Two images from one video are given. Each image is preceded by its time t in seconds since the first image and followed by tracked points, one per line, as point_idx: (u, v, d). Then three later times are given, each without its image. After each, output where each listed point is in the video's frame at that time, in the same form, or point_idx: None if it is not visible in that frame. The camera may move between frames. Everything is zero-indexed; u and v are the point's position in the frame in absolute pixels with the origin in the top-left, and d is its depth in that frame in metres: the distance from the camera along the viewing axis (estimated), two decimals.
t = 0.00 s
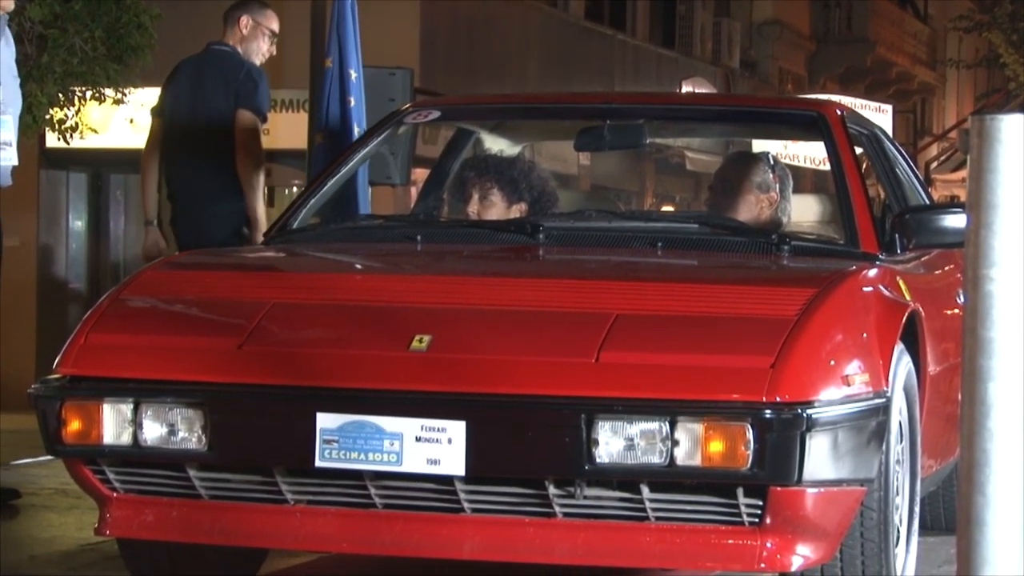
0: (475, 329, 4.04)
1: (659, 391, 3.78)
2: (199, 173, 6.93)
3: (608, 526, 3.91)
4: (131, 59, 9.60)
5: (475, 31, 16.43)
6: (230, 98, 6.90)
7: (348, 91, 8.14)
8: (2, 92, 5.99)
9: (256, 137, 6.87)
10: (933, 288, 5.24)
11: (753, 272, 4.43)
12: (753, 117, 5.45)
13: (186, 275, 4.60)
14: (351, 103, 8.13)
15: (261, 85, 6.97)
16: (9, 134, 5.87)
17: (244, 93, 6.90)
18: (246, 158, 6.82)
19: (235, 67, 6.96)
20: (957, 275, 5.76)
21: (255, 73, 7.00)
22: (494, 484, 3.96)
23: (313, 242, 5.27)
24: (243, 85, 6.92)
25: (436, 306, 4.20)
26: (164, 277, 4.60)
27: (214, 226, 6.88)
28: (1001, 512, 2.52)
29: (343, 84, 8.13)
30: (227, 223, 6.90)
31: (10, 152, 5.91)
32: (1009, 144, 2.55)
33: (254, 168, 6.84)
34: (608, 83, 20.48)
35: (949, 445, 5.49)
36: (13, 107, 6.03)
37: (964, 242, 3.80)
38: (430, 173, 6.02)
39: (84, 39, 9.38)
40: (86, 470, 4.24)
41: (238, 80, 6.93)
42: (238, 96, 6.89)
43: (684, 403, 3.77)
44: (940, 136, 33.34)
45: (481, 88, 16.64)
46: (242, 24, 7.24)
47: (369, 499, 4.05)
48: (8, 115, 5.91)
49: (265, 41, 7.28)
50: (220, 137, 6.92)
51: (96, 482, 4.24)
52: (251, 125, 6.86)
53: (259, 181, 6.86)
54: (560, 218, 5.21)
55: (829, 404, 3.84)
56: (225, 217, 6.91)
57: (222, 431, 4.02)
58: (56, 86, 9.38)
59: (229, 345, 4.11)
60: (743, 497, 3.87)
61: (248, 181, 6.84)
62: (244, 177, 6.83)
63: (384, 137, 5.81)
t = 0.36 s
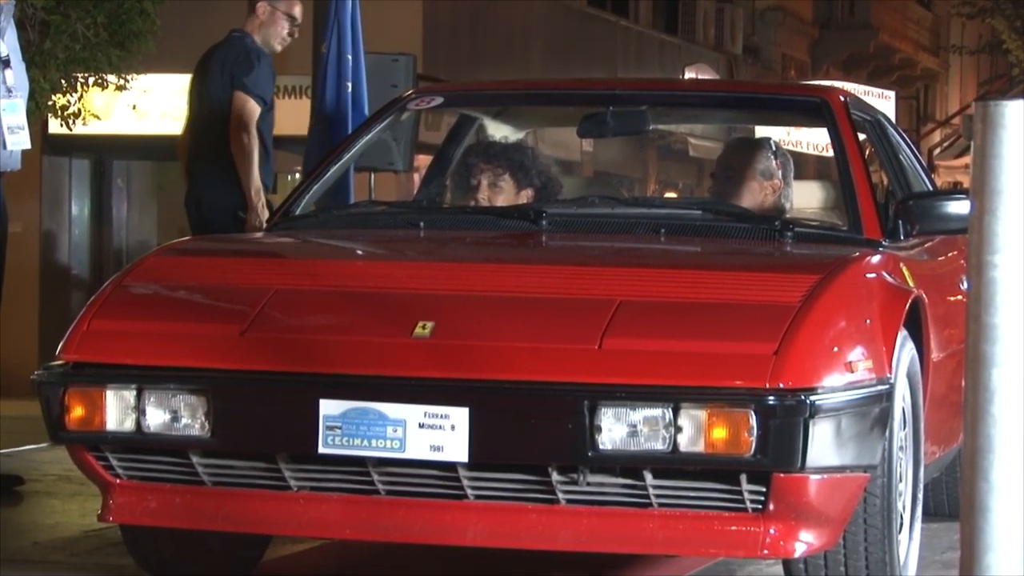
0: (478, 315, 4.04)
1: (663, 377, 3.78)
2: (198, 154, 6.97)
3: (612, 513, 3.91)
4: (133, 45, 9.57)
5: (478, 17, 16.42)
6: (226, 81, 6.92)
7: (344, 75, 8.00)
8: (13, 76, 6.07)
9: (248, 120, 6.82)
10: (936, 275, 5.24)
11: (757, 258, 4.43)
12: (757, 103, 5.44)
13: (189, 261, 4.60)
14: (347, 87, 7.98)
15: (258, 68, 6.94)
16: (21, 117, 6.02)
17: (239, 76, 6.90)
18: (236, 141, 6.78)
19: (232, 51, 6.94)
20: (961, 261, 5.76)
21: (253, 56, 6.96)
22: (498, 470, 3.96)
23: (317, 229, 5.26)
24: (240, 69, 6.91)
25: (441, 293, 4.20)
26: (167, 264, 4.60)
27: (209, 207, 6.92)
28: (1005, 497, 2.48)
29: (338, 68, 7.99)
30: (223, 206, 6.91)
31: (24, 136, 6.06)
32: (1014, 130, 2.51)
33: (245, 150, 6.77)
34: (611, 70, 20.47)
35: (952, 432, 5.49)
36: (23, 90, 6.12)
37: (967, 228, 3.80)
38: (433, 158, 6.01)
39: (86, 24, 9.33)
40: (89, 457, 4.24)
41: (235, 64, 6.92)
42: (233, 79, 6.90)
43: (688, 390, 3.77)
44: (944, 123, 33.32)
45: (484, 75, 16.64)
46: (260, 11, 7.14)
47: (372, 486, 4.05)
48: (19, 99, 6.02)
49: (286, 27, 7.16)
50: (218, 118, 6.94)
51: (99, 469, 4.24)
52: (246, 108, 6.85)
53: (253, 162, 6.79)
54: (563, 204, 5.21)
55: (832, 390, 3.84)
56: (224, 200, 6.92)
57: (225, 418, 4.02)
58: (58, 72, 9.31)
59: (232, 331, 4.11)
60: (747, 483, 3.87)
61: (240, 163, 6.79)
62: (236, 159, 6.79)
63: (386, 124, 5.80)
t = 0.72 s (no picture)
0: (480, 306, 4.04)
1: (666, 368, 3.78)
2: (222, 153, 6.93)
3: (614, 503, 3.91)
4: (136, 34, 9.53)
5: (480, 7, 16.40)
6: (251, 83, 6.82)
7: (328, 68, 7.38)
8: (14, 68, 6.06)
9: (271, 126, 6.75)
10: (939, 267, 5.23)
11: (759, 249, 4.42)
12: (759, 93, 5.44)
13: (192, 252, 4.59)
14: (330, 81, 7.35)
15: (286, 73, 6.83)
16: (22, 109, 5.96)
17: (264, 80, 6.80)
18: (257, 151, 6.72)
19: (256, 52, 6.82)
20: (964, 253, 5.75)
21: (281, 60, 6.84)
22: (500, 461, 3.96)
23: (319, 219, 5.26)
24: (264, 73, 6.79)
25: (444, 284, 4.19)
26: (169, 254, 4.59)
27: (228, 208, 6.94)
28: (1008, 489, 2.41)
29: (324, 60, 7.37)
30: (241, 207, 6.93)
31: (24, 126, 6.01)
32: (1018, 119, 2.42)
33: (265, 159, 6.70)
34: (614, 61, 20.45)
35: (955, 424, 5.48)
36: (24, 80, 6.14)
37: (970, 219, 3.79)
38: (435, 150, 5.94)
39: (88, 14, 9.29)
40: (91, 447, 4.24)
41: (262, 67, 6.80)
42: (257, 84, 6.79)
43: (690, 380, 3.77)
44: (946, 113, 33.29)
45: (486, 66, 16.63)
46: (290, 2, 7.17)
47: (375, 476, 4.05)
48: (20, 89, 5.99)
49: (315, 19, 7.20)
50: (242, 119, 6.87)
51: (102, 459, 4.23)
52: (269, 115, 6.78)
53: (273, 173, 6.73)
54: (566, 195, 5.20)
55: (835, 381, 3.84)
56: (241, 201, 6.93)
57: (227, 409, 4.03)
58: (61, 62, 9.24)
59: (235, 322, 4.11)
60: (749, 475, 3.87)
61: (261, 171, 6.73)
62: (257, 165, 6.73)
63: (389, 115, 5.81)
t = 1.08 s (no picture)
0: (483, 307, 4.04)
1: (669, 370, 3.78)
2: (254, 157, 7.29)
3: (617, 504, 3.91)
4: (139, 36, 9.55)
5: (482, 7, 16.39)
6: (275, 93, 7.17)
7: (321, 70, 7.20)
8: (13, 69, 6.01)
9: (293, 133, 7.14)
10: (942, 268, 5.23)
11: (762, 251, 4.42)
12: (762, 95, 5.44)
13: (195, 253, 4.60)
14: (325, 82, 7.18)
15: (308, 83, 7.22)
16: (20, 109, 5.89)
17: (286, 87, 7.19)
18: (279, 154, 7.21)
19: (280, 62, 7.18)
20: (967, 255, 5.75)
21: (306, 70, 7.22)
22: (503, 461, 3.96)
23: (322, 220, 5.26)
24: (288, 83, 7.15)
25: (447, 284, 4.19)
26: (172, 255, 4.60)
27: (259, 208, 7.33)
28: (1012, 491, 2.52)
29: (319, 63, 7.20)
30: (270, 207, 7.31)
31: (23, 127, 5.93)
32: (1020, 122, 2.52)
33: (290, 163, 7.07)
34: (617, 62, 20.46)
35: (959, 425, 5.48)
36: (24, 84, 6.09)
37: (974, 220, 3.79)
38: (438, 150, 5.94)
39: (91, 15, 9.28)
40: (95, 448, 4.24)
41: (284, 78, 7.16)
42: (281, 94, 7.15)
43: (694, 382, 3.77)
44: (951, 114, 33.27)
45: (489, 66, 16.63)
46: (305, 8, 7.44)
47: (378, 478, 4.05)
48: (18, 90, 5.93)
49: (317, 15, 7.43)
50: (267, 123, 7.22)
51: (105, 459, 4.24)
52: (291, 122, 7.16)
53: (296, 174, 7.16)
54: (569, 195, 5.20)
55: (838, 382, 3.84)
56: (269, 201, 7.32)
57: (230, 409, 4.03)
58: (64, 62, 9.23)
59: (239, 322, 4.11)
60: (752, 476, 3.86)
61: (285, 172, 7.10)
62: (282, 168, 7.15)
63: (391, 116, 5.81)
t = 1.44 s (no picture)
0: (486, 312, 4.04)
1: (672, 375, 3.78)
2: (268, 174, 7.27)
3: (619, 510, 3.91)
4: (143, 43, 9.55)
5: (485, 12, 16.39)
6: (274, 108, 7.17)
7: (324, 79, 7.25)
8: (7, 74, 5.90)
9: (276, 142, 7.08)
10: (944, 273, 5.23)
11: (764, 256, 4.43)
12: (764, 100, 5.44)
13: (198, 258, 4.60)
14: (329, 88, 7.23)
15: (298, 96, 7.14)
16: (15, 115, 5.80)
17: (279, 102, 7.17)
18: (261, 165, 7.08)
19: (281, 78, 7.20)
20: (968, 259, 5.75)
21: (300, 82, 7.17)
22: (505, 467, 3.96)
23: (325, 225, 5.27)
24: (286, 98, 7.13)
25: (449, 290, 4.20)
26: (175, 260, 4.60)
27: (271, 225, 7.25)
28: (1013, 494, 2.61)
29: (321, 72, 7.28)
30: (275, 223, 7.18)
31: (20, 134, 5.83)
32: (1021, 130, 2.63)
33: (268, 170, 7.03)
34: (619, 68, 20.45)
35: (961, 430, 5.49)
36: (21, 88, 6.00)
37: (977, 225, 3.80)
38: (440, 158, 6.01)
39: (94, 21, 9.28)
40: (97, 454, 4.24)
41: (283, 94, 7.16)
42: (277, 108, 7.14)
43: (696, 387, 3.77)
44: (953, 119, 33.24)
45: (492, 71, 16.64)
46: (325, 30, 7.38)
47: (381, 483, 4.05)
48: (13, 96, 5.83)
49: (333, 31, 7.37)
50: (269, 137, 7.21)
51: (108, 466, 4.24)
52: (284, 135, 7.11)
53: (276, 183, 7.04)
54: (571, 201, 5.21)
55: (841, 388, 3.84)
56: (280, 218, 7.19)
57: (233, 415, 4.03)
58: (67, 69, 9.23)
59: (241, 328, 4.11)
60: (755, 482, 3.86)
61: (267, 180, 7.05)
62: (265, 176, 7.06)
63: (394, 122, 5.80)
